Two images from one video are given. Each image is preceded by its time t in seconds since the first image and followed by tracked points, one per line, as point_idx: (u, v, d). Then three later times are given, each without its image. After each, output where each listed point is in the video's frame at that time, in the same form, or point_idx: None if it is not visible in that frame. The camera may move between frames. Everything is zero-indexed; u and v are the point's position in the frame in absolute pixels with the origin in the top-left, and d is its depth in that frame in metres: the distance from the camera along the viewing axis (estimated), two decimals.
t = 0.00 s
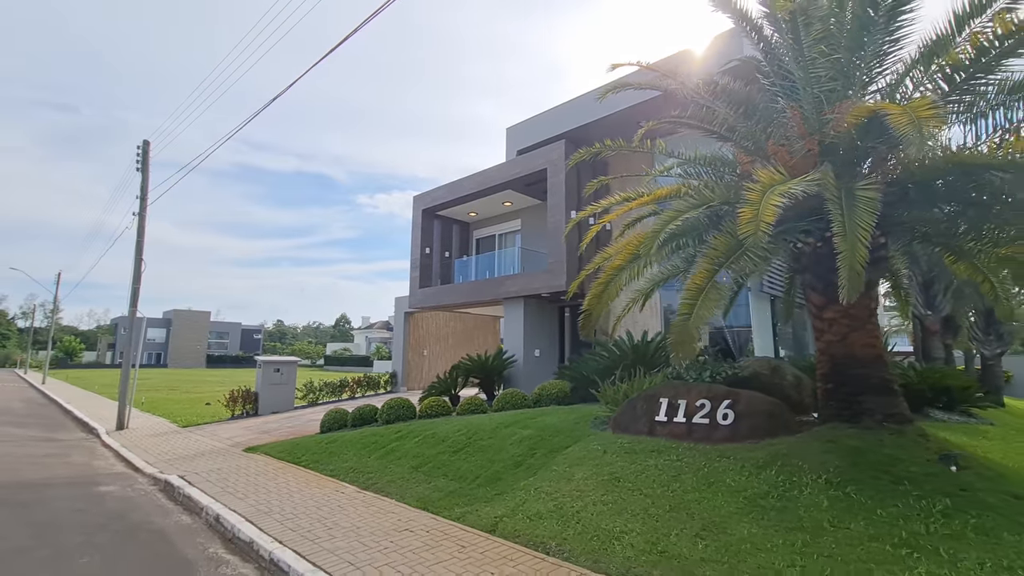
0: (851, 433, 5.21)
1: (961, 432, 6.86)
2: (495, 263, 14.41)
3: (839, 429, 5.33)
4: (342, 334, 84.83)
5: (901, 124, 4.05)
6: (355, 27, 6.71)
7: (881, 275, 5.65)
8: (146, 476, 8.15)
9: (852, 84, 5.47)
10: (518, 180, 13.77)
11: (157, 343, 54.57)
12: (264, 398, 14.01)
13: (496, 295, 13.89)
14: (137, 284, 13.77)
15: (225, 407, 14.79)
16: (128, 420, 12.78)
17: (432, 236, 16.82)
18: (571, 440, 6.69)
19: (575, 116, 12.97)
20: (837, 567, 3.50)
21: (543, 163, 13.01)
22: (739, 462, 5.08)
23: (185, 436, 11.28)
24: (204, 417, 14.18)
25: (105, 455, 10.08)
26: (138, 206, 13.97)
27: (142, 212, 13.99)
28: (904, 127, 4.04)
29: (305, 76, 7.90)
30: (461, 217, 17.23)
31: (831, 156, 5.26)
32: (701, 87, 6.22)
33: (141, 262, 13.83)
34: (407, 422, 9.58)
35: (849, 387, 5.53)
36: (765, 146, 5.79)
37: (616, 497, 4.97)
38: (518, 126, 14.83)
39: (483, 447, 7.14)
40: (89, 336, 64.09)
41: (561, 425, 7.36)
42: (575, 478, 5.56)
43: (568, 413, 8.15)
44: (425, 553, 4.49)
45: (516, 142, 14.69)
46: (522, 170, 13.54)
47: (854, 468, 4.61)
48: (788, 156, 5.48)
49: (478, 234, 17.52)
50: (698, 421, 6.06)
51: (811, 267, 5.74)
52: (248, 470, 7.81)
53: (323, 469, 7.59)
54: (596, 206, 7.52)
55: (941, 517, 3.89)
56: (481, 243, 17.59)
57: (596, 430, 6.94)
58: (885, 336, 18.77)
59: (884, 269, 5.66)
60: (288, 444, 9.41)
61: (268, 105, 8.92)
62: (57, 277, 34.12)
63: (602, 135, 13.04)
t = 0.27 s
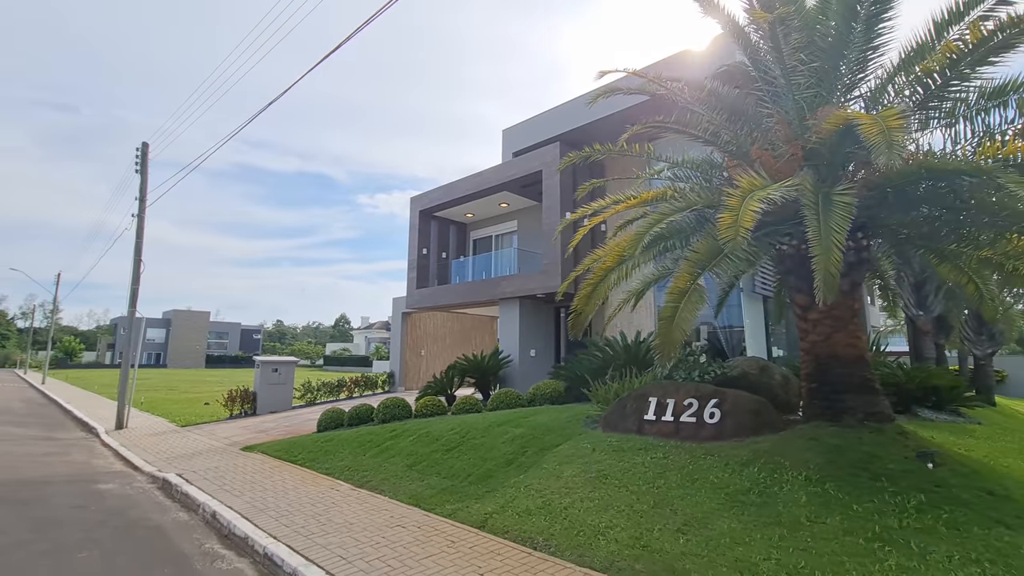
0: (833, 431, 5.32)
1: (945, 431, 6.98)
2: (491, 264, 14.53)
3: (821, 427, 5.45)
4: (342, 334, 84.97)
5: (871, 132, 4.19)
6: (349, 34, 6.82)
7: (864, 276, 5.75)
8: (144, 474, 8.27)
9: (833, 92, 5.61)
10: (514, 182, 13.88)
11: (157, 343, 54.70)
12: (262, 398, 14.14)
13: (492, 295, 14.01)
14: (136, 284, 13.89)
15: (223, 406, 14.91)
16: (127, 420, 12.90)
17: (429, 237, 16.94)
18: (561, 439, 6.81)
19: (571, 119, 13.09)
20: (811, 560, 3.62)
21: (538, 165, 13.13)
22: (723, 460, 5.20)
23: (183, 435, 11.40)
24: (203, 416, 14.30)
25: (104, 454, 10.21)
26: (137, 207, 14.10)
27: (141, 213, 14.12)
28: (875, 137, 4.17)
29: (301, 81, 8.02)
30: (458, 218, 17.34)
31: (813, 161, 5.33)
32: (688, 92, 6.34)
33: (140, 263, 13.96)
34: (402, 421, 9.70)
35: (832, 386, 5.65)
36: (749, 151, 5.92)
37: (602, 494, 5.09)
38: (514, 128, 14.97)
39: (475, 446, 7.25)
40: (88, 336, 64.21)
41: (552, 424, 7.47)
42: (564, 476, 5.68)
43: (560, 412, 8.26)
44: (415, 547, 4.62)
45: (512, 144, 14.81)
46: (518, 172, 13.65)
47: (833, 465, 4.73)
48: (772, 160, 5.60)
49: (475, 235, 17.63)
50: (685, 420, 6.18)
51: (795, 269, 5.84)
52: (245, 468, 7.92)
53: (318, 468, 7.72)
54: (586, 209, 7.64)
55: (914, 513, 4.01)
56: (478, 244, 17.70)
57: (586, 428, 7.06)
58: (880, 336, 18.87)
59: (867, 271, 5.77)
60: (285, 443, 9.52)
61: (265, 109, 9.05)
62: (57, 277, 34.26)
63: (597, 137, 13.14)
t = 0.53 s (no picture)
0: (818, 430, 5.45)
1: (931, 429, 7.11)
2: (488, 265, 14.64)
3: (806, 426, 5.58)
4: (341, 334, 85.11)
5: (847, 143, 4.34)
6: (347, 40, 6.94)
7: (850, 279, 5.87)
8: (144, 473, 8.38)
9: (816, 100, 5.77)
10: (510, 184, 14.00)
11: (157, 343, 54.82)
12: (261, 398, 14.25)
13: (489, 296, 14.13)
14: (136, 286, 14.00)
15: (223, 406, 15.03)
16: (127, 420, 13.01)
17: (427, 238, 17.04)
18: (554, 438, 6.92)
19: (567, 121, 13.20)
20: (790, 554, 3.75)
21: (535, 167, 13.25)
22: (710, 458, 5.32)
23: (183, 435, 11.51)
24: (202, 416, 14.43)
25: (105, 453, 10.32)
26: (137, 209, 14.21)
27: (141, 215, 14.23)
28: (851, 147, 4.33)
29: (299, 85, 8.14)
30: (455, 219, 17.45)
31: (798, 166, 5.45)
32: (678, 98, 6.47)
33: (140, 264, 14.07)
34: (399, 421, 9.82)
35: (817, 386, 5.77)
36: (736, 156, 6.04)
37: (592, 491, 5.21)
38: (511, 130, 15.12)
39: (470, 445, 7.37)
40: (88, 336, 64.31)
41: (546, 423, 7.59)
42: (555, 474, 5.80)
43: (555, 412, 8.38)
44: (408, 543, 4.74)
45: (509, 146, 14.94)
46: (514, 174, 13.77)
47: (816, 463, 4.86)
48: (759, 165, 5.74)
49: (473, 236, 17.74)
50: (675, 420, 6.30)
51: (782, 272, 5.92)
52: (243, 467, 8.04)
53: (315, 467, 7.83)
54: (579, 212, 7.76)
55: (892, 509, 4.13)
56: (475, 245, 17.81)
57: (579, 428, 7.17)
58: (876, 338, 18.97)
59: (853, 273, 5.89)
60: (282, 443, 9.64)
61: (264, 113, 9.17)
62: (57, 278, 34.38)
63: (593, 139, 13.26)
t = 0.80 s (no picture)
0: (804, 429, 5.58)
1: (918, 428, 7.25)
2: (485, 265, 14.77)
3: (793, 425, 5.70)
4: (341, 334, 85.24)
5: (824, 148, 4.47)
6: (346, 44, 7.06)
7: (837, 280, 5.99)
8: (145, 472, 8.50)
9: (802, 105, 5.90)
10: (508, 185, 14.12)
11: (156, 343, 54.94)
12: (260, 397, 14.37)
13: (486, 296, 14.26)
14: (136, 286, 14.12)
15: (222, 406, 15.15)
16: (127, 419, 13.12)
17: (425, 239, 17.16)
18: (548, 437, 7.05)
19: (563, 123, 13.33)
20: (771, 547, 3.88)
21: (532, 169, 13.37)
22: (698, 456, 5.45)
23: (182, 435, 11.63)
24: (202, 416, 14.54)
25: (105, 452, 10.44)
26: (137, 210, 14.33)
27: (141, 216, 14.34)
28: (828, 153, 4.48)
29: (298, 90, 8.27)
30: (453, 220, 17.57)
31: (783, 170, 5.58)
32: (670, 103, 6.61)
33: (140, 265, 14.19)
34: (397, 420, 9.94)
35: (804, 385, 5.91)
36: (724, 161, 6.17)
37: (582, 488, 5.34)
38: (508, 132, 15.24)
39: (466, 444, 7.49)
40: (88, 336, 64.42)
41: (540, 422, 7.72)
42: (548, 471, 5.93)
43: (549, 411, 8.51)
44: (404, 539, 4.87)
45: (507, 148, 15.05)
46: (511, 175, 13.89)
47: (800, 460, 4.98)
48: (747, 169, 5.86)
49: (470, 237, 17.86)
50: (666, 418, 6.42)
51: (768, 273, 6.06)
52: (242, 466, 8.16)
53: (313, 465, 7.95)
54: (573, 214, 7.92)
55: (872, 505, 4.26)
56: (473, 246, 17.94)
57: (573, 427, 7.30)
58: (872, 338, 19.08)
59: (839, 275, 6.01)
60: (281, 442, 9.76)
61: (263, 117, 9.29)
62: (57, 278, 34.49)
63: (589, 141, 13.39)
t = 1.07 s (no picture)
0: (791, 427, 5.71)
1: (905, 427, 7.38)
2: (483, 266, 14.90)
3: (780, 423, 5.83)
4: (341, 334, 85.37)
5: (803, 154, 4.59)
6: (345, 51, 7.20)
7: (823, 281, 6.12)
8: (146, 470, 8.63)
9: (789, 111, 6.03)
10: (505, 187, 14.23)
11: (156, 343, 55.06)
12: (259, 397, 14.50)
13: (484, 297, 14.39)
14: (137, 287, 14.25)
15: (222, 406, 15.28)
16: (128, 419, 13.26)
17: (424, 240, 17.29)
18: (542, 436, 7.18)
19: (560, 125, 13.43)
20: (753, 541, 4.02)
21: (529, 171, 13.50)
22: (687, 453, 5.58)
23: (182, 434, 11.76)
24: (202, 415, 14.66)
25: (106, 451, 10.57)
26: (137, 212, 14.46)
27: (141, 218, 14.47)
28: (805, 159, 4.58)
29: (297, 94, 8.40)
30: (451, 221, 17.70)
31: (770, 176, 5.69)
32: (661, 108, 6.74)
33: (141, 266, 14.33)
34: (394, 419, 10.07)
35: (791, 384, 6.04)
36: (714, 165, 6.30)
37: (574, 485, 5.47)
38: (505, 134, 15.35)
39: (461, 442, 7.62)
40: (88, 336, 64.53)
41: (535, 421, 7.85)
42: (541, 469, 6.06)
43: (544, 410, 8.64)
44: (399, 534, 5.01)
45: (503, 149, 15.16)
46: (508, 178, 14.00)
47: (786, 457, 5.12)
48: (736, 173, 5.98)
49: (468, 238, 17.99)
50: (657, 417, 6.55)
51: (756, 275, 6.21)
52: (242, 464, 8.29)
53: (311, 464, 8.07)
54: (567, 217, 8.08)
55: (853, 500, 4.39)
56: (471, 247, 18.07)
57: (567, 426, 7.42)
58: (868, 339, 19.20)
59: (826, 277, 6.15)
60: (280, 441, 9.88)
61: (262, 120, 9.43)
62: (57, 278, 34.61)
63: (585, 143, 13.49)
